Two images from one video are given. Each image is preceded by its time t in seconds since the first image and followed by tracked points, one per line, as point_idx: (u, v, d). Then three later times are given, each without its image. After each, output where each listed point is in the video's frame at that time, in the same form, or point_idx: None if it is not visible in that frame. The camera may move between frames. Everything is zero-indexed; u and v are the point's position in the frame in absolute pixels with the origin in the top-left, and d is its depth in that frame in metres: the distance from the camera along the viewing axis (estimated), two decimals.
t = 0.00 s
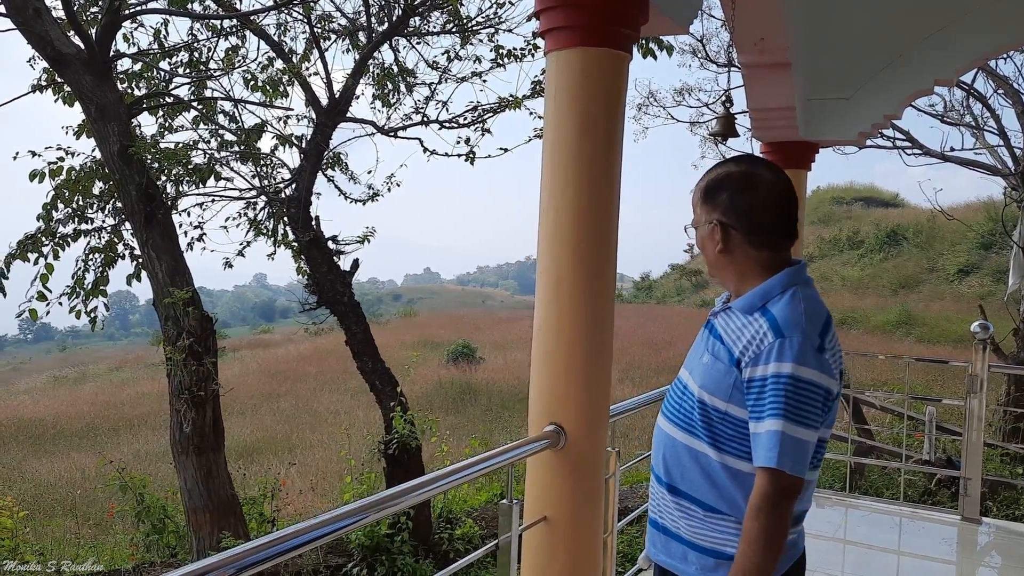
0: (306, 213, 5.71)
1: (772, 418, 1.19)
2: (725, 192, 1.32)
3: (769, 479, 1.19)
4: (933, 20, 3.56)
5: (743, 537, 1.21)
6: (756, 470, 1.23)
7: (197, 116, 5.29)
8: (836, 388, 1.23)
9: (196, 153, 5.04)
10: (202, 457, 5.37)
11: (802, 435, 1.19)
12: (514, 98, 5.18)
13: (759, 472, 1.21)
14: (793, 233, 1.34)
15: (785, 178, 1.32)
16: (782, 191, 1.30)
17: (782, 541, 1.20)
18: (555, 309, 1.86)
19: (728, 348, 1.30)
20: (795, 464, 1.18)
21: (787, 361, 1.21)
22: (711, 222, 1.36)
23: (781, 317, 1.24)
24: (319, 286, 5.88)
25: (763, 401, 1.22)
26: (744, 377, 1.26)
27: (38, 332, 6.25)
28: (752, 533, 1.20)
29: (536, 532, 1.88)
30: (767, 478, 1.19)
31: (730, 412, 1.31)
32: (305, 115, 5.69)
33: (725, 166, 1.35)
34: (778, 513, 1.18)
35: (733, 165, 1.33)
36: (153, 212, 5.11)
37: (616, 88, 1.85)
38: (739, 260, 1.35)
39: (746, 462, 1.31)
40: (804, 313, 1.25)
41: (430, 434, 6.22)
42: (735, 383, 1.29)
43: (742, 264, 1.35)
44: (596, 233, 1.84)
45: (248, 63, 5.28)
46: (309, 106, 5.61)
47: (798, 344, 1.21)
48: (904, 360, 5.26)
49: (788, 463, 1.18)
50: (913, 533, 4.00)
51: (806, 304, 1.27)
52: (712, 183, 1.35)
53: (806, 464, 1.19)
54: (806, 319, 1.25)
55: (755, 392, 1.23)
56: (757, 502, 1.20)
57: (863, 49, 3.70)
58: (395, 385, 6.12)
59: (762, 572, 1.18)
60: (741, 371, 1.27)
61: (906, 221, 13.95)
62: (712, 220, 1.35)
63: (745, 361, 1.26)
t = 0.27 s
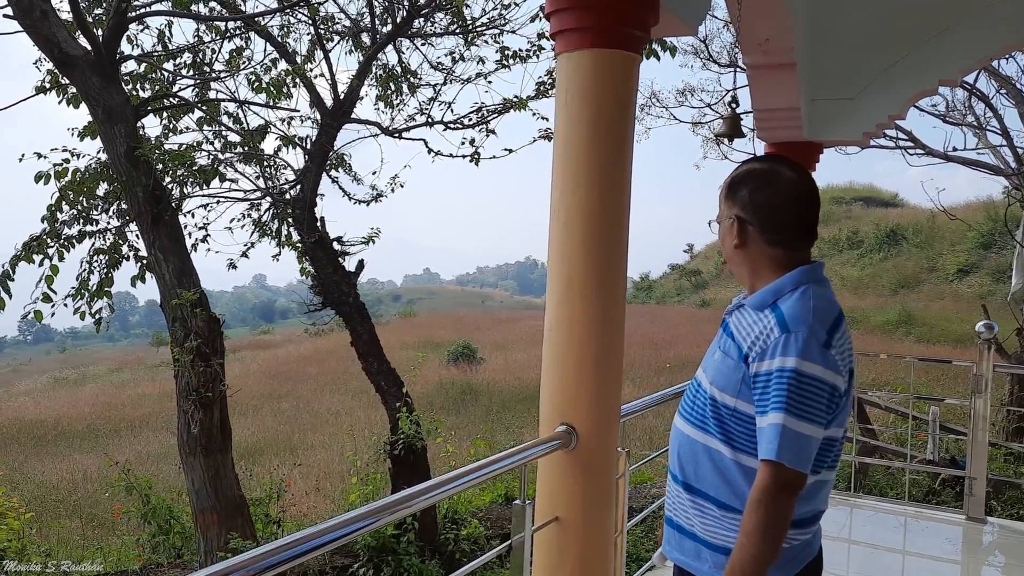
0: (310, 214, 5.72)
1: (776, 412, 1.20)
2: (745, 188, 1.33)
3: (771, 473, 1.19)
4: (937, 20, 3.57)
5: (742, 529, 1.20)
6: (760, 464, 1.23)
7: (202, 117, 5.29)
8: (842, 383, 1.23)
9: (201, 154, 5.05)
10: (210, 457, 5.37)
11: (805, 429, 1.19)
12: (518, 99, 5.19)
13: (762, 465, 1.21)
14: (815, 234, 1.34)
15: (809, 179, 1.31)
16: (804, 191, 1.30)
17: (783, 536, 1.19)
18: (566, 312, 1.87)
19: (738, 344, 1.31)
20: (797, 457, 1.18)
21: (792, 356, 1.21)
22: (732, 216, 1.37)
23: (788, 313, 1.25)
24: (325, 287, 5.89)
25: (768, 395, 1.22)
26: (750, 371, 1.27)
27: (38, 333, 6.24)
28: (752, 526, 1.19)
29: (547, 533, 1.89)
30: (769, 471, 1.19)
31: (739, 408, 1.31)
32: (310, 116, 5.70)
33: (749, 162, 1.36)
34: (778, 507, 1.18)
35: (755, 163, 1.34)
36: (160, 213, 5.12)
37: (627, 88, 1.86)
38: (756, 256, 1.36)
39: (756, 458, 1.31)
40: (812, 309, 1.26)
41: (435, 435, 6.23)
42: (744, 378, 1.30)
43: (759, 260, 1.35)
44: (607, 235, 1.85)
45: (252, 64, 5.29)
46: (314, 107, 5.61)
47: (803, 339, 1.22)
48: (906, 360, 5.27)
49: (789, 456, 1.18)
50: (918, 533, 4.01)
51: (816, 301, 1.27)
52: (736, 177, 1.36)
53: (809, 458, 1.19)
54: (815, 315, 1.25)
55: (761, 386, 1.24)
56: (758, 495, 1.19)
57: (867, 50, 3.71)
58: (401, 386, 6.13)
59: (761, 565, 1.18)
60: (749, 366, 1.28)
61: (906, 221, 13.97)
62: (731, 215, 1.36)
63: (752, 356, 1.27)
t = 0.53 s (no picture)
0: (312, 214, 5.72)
1: (773, 409, 1.19)
2: (755, 185, 1.33)
3: (769, 471, 1.18)
4: (940, 20, 3.56)
5: (742, 528, 1.20)
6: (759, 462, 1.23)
7: (202, 118, 5.29)
8: (842, 381, 1.21)
9: (201, 154, 5.05)
10: (212, 459, 5.36)
11: (803, 427, 1.18)
12: (520, 99, 5.18)
13: (760, 462, 1.20)
14: (825, 235, 1.33)
15: (820, 180, 1.30)
16: (814, 192, 1.29)
17: (782, 534, 1.18)
18: (572, 313, 1.86)
19: (740, 343, 1.31)
20: (795, 455, 1.17)
21: (790, 353, 1.20)
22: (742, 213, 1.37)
23: (789, 310, 1.24)
24: (326, 287, 5.88)
25: (767, 393, 1.21)
26: (751, 369, 1.26)
27: (36, 334, 6.22)
28: (751, 524, 1.18)
29: (552, 535, 1.88)
30: (767, 468, 1.18)
31: (741, 406, 1.31)
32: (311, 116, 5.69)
33: (761, 161, 1.35)
34: (776, 503, 1.17)
35: (768, 161, 1.33)
36: (161, 214, 5.11)
37: (634, 89, 1.86)
38: (762, 254, 1.35)
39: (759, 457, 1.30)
40: (814, 307, 1.24)
41: (436, 436, 6.22)
42: (745, 376, 1.29)
43: (766, 259, 1.35)
44: (613, 236, 1.85)
45: (253, 65, 5.28)
46: (314, 107, 5.61)
47: (802, 336, 1.21)
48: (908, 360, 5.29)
49: (787, 453, 1.17)
50: (920, 534, 4.00)
51: (819, 299, 1.26)
52: (748, 176, 1.36)
53: (807, 456, 1.18)
54: (815, 312, 1.24)
55: (761, 384, 1.24)
56: (756, 491, 1.19)
57: (870, 50, 3.70)
58: (402, 387, 6.12)
59: (761, 563, 1.17)
60: (750, 364, 1.28)
61: (904, 221, 13.98)
62: (741, 213, 1.36)
63: (754, 354, 1.26)
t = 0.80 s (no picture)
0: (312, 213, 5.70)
1: (775, 404, 1.16)
2: (773, 180, 1.30)
3: (772, 467, 1.15)
4: (946, 17, 3.54)
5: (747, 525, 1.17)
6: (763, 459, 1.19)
7: (201, 116, 5.26)
8: (849, 378, 1.17)
9: (200, 152, 5.01)
10: (212, 460, 5.33)
11: (805, 423, 1.14)
12: (521, 98, 5.16)
13: (764, 459, 1.17)
14: (844, 231, 1.29)
15: (841, 175, 1.25)
16: (834, 187, 1.25)
17: (786, 533, 1.15)
18: (580, 312, 1.84)
19: (748, 338, 1.28)
20: (798, 451, 1.13)
21: (793, 347, 1.17)
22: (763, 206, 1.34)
23: (796, 305, 1.21)
24: (326, 286, 5.85)
25: (770, 388, 1.18)
26: (757, 364, 1.23)
27: (32, 334, 6.17)
28: (757, 522, 1.15)
29: (560, 537, 1.85)
30: (769, 464, 1.15)
31: (749, 403, 1.28)
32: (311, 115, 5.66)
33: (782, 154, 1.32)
34: (779, 501, 1.14)
35: (786, 155, 1.30)
36: (162, 213, 5.08)
37: (642, 84, 1.83)
38: (776, 247, 1.33)
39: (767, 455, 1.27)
40: (821, 301, 1.21)
41: (437, 436, 6.20)
42: (753, 372, 1.26)
43: (781, 255, 1.32)
44: (621, 234, 1.82)
45: (253, 63, 5.25)
46: (314, 105, 5.58)
47: (807, 329, 1.17)
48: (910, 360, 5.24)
49: (788, 449, 1.13)
50: (925, 535, 3.98)
51: (827, 293, 1.22)
52: (768, 170, 1.33)
53: (811, 453, 1.14)
54: (822, 306, 1.20)
55: (765, 379, 1.20)
56: (761, 488, 1.16)
57: (875, 48, 3.68)
58: (403, 387, 6.09)
59: (766, 562, 1.14)
60: (757, 359, 1.25)
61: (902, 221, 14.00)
62: (757, 208, 1.34)
63: (760, 349, 1.23)
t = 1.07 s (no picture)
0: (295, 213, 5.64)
1: (769, 403, 1.15)
2: (774, 179, 1.29)
3: (764, 467, 1.14)
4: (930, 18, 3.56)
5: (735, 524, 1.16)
6: (756, 459, 1.18)
7: (181, 115, 5.17)
8: (846, 378, 1.16)
9: (180, 152, 4.93)
10: (194, 464, 5.25)
11: (799, 422, 1.13)
12: (506, 98, 5.14)
13: (755, 459, 1.16)
14: (845, 233, 1.28)
15: (844, 177, 1.24)
16: (837, 189, 1.23)
17: (777, 533, 1.13)
18: (574, 316, 1.83)
19: (745, 338, 1.27)
20: (791, 451, 1.13)
21: (789, 346, 1.16)
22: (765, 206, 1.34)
23: (793, 305, 1.20)
24: (310, 287, 5.79)
25: (765, 388, 1.17)
26: (753, 364, 1.22)
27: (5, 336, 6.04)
28: (744, 522, 1.14)
29: (552, 543, 1.84)
30: (759, 465, 1.14)
31: (744, 403, 1.26)
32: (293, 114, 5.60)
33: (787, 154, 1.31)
34: (768, 503, 1.13)
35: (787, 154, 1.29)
36: (141, 213, 4.99)
37: (635, 83, 1.82)
38: (774, 247, 1.32)
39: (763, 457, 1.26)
40: (819, 301, 1.20)
41: (422, 439, 6.16)
42: (749, 372, 1.25)
43: (781, 255, 1.31)
44: (615, 236, 1.81)
45: (233, 61, 5.17)
46: (296, 105, 5.51)
47: (803, 330, 1.16)
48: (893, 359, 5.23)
49: (781, 450, 1.12)
50: (909, 534, 4.01)
51: (826, 294, 1.21)
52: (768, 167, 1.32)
53: (804, 453, 1.13)
54: (820, 307, 1.19)
55: (760, 378, 1.19)
56: (749, 489, 1.15)
57: (860, 48, 3.70)
58: (388, 390, 6.04)
59: (755, 563, 1.13)
60: (753, 359, 1.23)
61: (879, 221, 14.18)
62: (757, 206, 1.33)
63: (756, 349, 1.22)
